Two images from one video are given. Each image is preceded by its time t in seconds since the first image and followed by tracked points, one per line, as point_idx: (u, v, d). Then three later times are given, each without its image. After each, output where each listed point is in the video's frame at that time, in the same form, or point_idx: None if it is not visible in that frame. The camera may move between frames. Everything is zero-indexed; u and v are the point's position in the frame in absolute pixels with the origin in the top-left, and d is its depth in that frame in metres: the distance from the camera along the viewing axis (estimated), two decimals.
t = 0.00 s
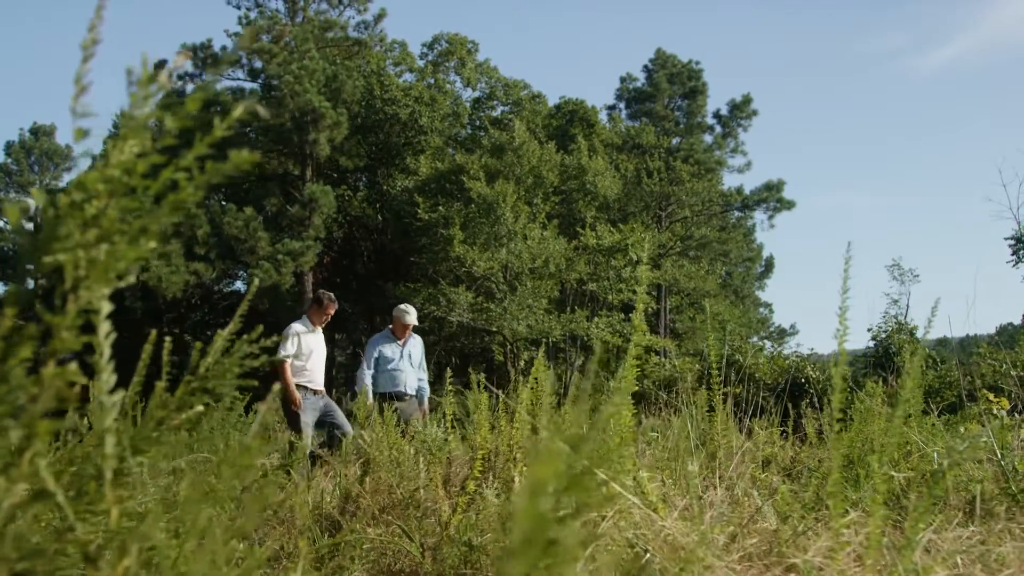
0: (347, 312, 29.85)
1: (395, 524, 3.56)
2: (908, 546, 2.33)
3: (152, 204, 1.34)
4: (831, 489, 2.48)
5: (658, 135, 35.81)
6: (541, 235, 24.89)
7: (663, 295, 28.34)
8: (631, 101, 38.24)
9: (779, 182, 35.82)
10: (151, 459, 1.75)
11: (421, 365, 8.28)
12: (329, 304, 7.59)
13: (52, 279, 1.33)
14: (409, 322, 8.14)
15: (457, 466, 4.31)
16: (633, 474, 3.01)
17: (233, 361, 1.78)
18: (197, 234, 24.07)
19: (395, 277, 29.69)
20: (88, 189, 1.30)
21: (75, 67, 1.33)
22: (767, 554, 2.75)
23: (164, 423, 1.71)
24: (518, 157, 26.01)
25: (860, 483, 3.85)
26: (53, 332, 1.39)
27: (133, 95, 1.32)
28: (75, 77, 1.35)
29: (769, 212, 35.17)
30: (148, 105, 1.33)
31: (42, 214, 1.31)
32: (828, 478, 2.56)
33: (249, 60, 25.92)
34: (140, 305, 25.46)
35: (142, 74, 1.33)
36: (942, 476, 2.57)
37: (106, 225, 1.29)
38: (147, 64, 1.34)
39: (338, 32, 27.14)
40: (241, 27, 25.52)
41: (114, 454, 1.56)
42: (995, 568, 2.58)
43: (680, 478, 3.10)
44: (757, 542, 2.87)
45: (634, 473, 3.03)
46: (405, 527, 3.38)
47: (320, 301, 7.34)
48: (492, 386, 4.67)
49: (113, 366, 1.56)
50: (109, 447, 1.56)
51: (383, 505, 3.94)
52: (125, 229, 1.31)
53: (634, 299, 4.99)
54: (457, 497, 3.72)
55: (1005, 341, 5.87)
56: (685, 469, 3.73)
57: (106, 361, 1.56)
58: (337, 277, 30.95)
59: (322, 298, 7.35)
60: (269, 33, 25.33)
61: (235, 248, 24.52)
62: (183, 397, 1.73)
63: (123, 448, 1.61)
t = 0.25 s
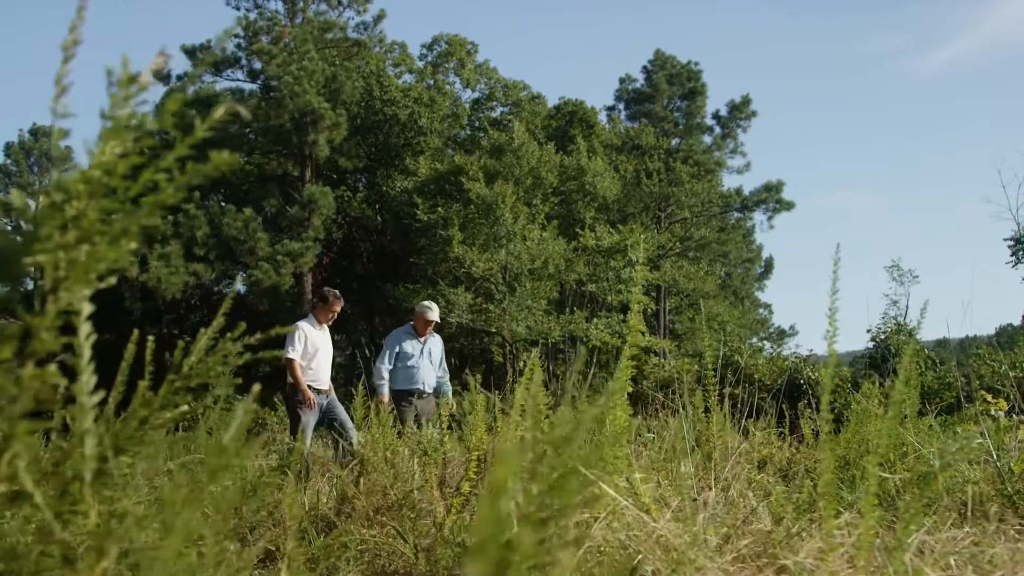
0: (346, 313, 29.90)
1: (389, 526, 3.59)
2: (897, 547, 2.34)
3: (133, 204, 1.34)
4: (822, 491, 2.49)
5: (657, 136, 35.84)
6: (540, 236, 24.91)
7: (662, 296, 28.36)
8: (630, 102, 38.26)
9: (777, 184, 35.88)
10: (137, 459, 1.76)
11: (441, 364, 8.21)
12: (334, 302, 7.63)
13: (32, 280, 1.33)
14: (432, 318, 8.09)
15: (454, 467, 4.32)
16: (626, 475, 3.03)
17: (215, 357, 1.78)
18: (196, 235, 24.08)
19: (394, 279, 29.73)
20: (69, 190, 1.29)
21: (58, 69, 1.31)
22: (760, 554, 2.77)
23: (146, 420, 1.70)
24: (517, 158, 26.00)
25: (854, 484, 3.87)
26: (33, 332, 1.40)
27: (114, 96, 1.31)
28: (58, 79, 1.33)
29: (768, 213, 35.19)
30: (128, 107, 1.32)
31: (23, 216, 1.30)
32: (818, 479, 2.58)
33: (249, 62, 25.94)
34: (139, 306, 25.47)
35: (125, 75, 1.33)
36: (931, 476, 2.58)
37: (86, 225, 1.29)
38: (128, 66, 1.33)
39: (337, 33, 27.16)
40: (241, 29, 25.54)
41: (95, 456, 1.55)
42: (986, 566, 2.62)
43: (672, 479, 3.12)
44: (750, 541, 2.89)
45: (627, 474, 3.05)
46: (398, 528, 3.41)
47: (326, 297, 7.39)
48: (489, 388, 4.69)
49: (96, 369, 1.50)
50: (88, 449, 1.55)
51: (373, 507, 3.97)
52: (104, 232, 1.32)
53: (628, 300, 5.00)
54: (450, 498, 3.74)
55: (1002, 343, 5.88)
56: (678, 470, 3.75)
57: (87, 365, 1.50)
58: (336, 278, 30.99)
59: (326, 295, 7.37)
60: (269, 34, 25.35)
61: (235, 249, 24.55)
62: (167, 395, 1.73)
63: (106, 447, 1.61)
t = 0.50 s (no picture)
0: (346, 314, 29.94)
1: (382, 526, 3.59)
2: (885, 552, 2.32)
3: (114, 205, 1.28)
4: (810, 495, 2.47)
5: (657, 137, 35.88)
6: (540, 237, 24.90)
7: (661, 297, 28.39)
8: (630, 103, 38.28)
9: (777, 184, 35.90)
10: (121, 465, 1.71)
11: (449, 362, 8.18)
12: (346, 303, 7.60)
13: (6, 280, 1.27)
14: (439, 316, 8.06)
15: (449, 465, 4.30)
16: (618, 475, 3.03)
17: (201, 361, 1.72)
18: (195, 237, 24.06)
19: (394, 280, 29.77)
20: (46, 191, 1.23)
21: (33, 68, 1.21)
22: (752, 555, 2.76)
23: (132, 423, 1.63)
24: (517, 159, 26.01)
25: (848, 486, 3.86)
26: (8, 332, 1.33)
27: (93, 94, 1.23)
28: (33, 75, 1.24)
29: (768, 214, 35.19)
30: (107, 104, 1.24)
31: None
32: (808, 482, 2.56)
33: (248, 63, 25.92)
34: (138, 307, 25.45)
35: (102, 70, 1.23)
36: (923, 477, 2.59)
37: (64, 228, 1.23)
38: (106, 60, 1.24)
39: (337, 34, 27.16)
40: (240, 30, 25.53)
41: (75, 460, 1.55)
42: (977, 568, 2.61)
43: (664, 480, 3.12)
44: (742, 543, 2.88)
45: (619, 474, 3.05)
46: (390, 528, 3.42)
47: (338, 299, 7.38)
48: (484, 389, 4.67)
49: (73, 368, 1.54)
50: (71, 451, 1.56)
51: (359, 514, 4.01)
52: (82, 231, 1.25)
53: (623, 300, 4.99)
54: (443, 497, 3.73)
55: (1002, 344, 5.86)
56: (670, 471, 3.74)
57: (64, 364, 1.53)
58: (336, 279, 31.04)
59: (336, 296, 7.39)
60: (268, 35, 25.34)
61: (235, 250, 24.52)
62: (152, 399, 1.66)
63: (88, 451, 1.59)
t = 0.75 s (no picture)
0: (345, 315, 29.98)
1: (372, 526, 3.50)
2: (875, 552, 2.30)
3: (84, 206, 1.34)
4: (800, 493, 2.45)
5: (656, 138, 35.89)
6: (539, 238, 24.91)
7: (660, 298, 28.42)
8: (629, 104, 38.28)
9: (776, 185, 35.92)
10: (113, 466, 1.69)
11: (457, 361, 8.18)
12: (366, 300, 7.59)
13: None
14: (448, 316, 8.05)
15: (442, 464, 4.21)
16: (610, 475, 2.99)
17: (191, 363, 1.65)
18: (194, 237, 24.04)
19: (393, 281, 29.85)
20: (20, 190, 1.30)
21: (6, 69, 1.34)
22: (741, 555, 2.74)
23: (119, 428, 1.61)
24: (516, 160, 26.01)
25: (842, 488, 3.83)
26: None
27: (63, 95, 1.31)
28: (10, 78, 1.36)
29: (767, 215, 35.23)
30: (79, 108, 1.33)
31: None
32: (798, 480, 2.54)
33: (248, 64, 25.94)
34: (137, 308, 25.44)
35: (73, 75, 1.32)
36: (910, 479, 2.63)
37: (35, 225, 1.30)
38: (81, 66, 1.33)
39: (337, 35, 27.17)
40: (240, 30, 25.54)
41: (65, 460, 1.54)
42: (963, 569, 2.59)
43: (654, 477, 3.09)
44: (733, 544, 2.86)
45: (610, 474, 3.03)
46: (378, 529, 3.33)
47: (359, 295, 7.37)
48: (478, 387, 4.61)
49: (48, 369, 1.53)
50: (58, 451, 1.56)
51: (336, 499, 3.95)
52: (55, 231, 1.32)
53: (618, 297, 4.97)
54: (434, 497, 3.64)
55: (999, 344, 5.87)
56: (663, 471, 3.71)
57: (39, 364, 1.53)
58: (335, 280, 31.12)
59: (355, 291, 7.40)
60: (268, 36, 25.36)
61: (234, 251, 24.52)
62: (138, 400, 1.63)
63: (73, 455, 1.56)
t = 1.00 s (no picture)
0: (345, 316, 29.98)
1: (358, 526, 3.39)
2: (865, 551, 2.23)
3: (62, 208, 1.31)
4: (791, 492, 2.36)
5: (656, 139, 35.89)
6: (539, 239, 24.92)
7: (660, 299, 28.43)
8: (628, 105, 38.28)
9: (776, 186, 35.91)
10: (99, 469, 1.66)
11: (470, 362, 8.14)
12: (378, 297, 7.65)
13: None
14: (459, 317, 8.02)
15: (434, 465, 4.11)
16: (601, 477, 2.93)
17: (174, 367, 1.58)
18: (194, 238, 24.01)
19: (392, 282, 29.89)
20: None
21: None
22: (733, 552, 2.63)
23: (101, 428, 1.60)
24: (515, 161, 25.98)
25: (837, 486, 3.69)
26: None
27: (37, 95, 1.28)
28: None
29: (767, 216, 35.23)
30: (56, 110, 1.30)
31: None
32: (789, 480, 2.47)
33: (247, 65, 25.95)
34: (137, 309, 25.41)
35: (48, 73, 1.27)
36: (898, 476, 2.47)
37: (11, 224, 1.24)
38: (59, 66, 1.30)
39: (336, 36, 27.19)
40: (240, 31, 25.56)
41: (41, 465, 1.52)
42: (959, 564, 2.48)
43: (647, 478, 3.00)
44: (727, 545, 2.71)
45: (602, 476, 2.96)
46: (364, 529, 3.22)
47: (369, 291, 7.42)
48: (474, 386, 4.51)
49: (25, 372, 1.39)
50: (38, 456, 1.53)
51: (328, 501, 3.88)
52: (31, 232, 1.28)
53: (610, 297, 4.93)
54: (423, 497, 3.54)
55: (1000, 346, 5.85)
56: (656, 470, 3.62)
57: (16, 366, 1.39)
58: (334, 281, 31.25)
59: (367, 289, 7.43)
60: (267, 37, 25.67)
61: (233, 252, 24.50)
62: (119, 404, 1.59)
63: (57, 456, 1.57)
